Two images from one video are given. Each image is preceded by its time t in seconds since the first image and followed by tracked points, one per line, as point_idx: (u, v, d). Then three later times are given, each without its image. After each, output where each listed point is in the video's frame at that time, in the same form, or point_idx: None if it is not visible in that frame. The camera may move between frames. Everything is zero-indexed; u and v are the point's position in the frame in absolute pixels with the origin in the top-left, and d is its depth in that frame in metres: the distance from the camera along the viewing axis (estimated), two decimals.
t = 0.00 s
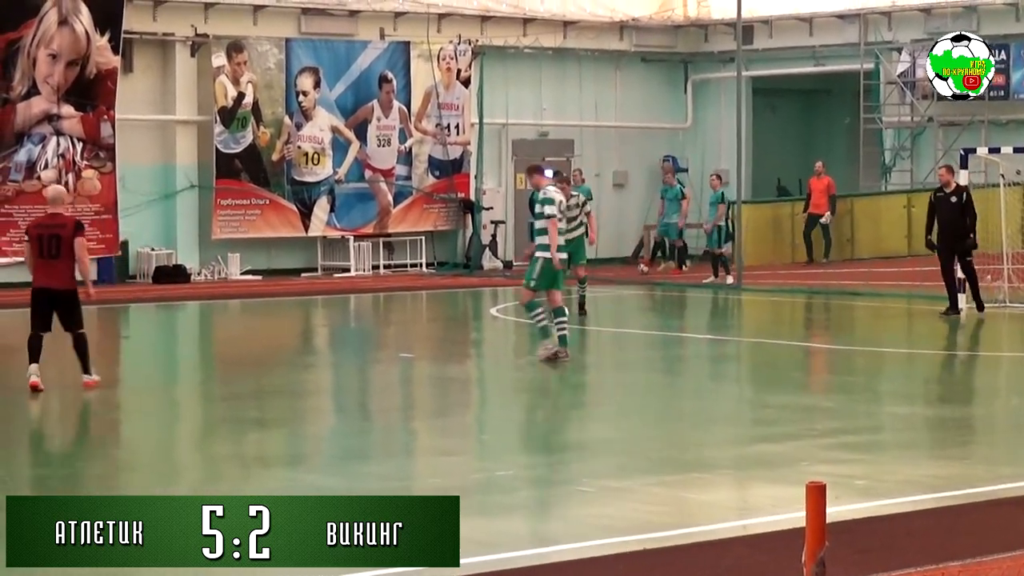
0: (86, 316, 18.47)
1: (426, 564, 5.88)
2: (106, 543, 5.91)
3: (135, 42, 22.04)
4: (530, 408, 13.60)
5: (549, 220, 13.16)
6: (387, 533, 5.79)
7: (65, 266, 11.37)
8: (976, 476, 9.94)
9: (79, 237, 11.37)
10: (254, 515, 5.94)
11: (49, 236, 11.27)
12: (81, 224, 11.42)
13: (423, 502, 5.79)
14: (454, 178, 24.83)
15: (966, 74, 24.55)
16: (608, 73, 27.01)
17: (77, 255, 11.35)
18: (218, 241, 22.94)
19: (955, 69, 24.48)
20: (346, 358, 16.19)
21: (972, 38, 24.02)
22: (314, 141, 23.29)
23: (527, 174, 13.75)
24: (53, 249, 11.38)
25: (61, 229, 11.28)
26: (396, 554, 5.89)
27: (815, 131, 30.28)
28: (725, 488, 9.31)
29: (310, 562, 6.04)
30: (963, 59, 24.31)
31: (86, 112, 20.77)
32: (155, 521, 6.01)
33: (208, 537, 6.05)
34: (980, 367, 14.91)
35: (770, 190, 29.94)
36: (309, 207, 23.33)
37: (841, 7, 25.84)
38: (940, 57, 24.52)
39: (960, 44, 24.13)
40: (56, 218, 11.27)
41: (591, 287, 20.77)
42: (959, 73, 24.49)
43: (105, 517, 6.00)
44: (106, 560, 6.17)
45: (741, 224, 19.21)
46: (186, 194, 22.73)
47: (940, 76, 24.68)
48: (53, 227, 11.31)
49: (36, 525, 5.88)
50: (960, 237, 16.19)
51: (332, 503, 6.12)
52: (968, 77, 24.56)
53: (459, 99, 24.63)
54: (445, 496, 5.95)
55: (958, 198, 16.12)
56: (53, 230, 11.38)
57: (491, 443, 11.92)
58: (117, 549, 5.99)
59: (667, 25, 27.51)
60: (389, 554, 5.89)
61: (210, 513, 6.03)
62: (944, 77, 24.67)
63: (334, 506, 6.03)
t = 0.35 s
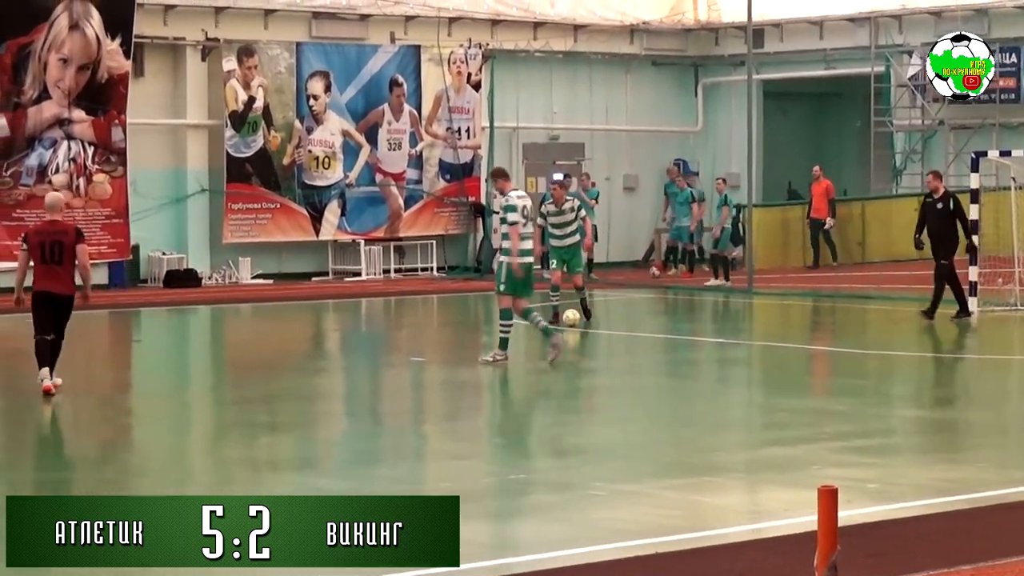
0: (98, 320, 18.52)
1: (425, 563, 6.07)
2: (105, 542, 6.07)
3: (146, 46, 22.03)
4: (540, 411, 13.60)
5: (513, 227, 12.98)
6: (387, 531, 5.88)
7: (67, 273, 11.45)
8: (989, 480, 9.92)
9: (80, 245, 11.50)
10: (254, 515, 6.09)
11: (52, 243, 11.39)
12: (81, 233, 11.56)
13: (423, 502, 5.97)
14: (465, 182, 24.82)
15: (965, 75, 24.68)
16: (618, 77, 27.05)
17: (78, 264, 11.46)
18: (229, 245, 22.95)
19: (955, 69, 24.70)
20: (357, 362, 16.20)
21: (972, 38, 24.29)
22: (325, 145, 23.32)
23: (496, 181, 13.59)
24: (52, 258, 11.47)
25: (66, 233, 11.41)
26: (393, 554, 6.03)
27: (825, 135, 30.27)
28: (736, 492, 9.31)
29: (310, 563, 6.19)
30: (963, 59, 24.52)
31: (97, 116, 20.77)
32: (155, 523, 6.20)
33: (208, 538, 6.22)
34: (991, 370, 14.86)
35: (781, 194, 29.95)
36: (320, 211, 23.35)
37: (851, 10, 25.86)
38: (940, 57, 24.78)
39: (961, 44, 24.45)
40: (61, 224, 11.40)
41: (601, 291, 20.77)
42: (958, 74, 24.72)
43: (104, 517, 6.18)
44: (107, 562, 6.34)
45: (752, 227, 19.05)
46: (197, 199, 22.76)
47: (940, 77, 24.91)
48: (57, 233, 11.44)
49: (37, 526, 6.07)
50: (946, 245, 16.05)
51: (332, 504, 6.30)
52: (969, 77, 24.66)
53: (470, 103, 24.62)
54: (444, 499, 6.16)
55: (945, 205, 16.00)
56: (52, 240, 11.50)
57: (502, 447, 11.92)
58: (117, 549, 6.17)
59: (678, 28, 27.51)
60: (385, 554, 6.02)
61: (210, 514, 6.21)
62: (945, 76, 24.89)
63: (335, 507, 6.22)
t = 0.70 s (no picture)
0: (140, 321, 19.33)
1: (425, 563, 6.14)
2: (108, 542, 6.21)
3: (183, 59, 22.87)
4: (562, 408, 14.34)
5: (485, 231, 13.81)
6: (386, 531, 6.04)
7: (110, 276, 12.21)
8: (987, 473, 10.62)
9: (123, 250, 12.27)
10: (254, 515, 6.22)
11: (98, 246, 12.11)
12: (123, 238, 12.33)
13: (423, 502, 6.08)
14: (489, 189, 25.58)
15: (965, 75, 25.32)
16: (636, 87, 27.78)
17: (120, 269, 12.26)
18: (264, 249, 23.76)
19: (955, 70, 25.35)
20: (387, 362, 16.96)
21: (972, 38, 24.91)
22: (356, 154, 24.09)
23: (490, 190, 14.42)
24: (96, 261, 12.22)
25: (110, 238, 12.15)
26: (394, 551, 6.17)
27: (835, 145, 31.01)
28: (749, 485, 10.03)
29: (309, 562, 6.30)
30: (963, 59, 25.17)
31: (138, 126, 21.60)
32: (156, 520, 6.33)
33: (208, 538, 6.37)
34: (992, 368, 15.56)
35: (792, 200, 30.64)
36: (350, 217, 24.17)
37: (860, 23, 26.59)
38: (940, 57, 25.40)
39: (960, 44, 25.05)
40: (106, 230, 12.13)
41: (620, 292, 21.52)
42: (959, 74, 25.39)
43: (105, 517, 6.27)
44: (107, 560, 6.45)
45: (762, 231, 19.74)
46: (233, 206, 23.57)
47: (940, 77, 25.52)
48: (103, 237, 12.16)
49: (40, 527, 6.19)
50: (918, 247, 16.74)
51: (332, 502, 6.30)
52: (968, 77, 25.31)
53: (494, 113, 25.52)
54: (443, 498, 6.26)
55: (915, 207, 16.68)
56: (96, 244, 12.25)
57: (527, 443, 12.65)
58: (118, 549, 6.29)
59: (692, 40, 28.21)
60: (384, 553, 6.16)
61: (211, 514, 6.35)
62: (944, 77, 25.50)
63: (332, 506, 6.26)
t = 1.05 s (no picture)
0: (224, 321, 20.43)
1: (427, 564, 5.71)
2: (106, 540, 5.77)
3: (265, 74, 24.14)
4: (626, 402, 15.30)
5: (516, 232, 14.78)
6: (386, 532, 5.62)
7: (202, 277, 13.19)
8: None
9: (216, 254, 13.16)
10: (253, 515, 5.74)
11: (189, 251, 13.00)
12: (217, 242, 13.18)
13: (424, 501, 5.62)
14: (555, 195, 26.24)
15: (965, 75, 25.35)
16: (695, 97, 28.70)
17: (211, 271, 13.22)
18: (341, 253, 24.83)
19: (955, 70, 25.17)
20: (458, 359, 17.96)
21: (972, 38, 24.97)
22: (428, 162, 25.19)
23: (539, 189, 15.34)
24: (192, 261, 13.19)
25: (199, 246, 13.00)
26: (402, 549, 5.68)
27: (882, 154, 31.81)
28: (801, 477, 10.86)
29: (310, 561, 5.82)
30: (963, 59, 25.13)
31: (222, 137, 22.76)
32: (150, 516, 5.76)
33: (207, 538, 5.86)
34: None
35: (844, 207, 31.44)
36: (423, 222, 25.32)
37: (906, 36, 27.48)
38: (940, 56, 24.80)
39: (960, 44, 24.99)
40: (196, 237, 13.01)
41: (675, 294, 22.35)
42: (958, 73, 25.17)
43: (103, 517, 5.76)
44: (106, 561, 6.00)
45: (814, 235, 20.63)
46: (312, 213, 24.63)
47: (940, 77, 24.72)
48: (193, 243, 13.04)
49: (36, 525, 5.77)
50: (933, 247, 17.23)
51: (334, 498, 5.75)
52: (968, 78, 25.37)
53: (559, 124, 26.42)
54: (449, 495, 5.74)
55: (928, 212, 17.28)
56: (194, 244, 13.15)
57: (591, 437, 13.56)
58: (116, 549, 5.84)
59: (746, 54, 29.34)
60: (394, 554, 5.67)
61: (209, 513, 5.81)
62: (945, 78, 24.87)
63: (331, 504, 5.71)
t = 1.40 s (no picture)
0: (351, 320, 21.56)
1: (426, 563, 6.09)
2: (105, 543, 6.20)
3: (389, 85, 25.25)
4: (733, 400, 16.18)
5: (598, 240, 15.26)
6: (386, 533, 5.98)
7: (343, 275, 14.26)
8: None
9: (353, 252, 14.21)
10: (254, 515, 6.28)
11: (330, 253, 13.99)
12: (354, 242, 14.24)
13: (423, 501, 6.05)
14: (665, 202, 27.40)
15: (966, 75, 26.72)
16: (799, 109, 29.52)
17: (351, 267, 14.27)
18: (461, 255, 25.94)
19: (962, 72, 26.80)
20: (572, 357, 18.94)
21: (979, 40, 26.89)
22: (544, 170, 26.34)
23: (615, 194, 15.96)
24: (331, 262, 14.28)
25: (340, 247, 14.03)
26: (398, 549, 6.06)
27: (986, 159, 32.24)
28: (903, 472, 11.71)
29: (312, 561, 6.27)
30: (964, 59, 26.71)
31: (349, 146, 23.99)
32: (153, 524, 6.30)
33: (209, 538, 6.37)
34: None
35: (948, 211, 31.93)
36: (539, 226, 26.39)
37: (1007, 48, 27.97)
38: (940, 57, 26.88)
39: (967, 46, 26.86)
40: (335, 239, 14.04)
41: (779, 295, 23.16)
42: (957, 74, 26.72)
43: (104, 516, 6.30)
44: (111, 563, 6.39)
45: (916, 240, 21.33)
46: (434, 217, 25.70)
47: (939, 77, 26.77)
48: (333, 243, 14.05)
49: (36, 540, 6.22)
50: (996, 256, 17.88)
51: (334, 500, 6.27)
52: (972, 79, 26.78)
53: (668, 133, 27.46)
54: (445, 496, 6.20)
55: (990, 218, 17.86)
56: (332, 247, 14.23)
57: (701, 432, 14.46)
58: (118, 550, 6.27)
59: (850, 66, 29.90)
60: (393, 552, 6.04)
61: (211, 513, 6.35)
62: (951, 81, 26.77)
63: (332, 505, 6.20)
